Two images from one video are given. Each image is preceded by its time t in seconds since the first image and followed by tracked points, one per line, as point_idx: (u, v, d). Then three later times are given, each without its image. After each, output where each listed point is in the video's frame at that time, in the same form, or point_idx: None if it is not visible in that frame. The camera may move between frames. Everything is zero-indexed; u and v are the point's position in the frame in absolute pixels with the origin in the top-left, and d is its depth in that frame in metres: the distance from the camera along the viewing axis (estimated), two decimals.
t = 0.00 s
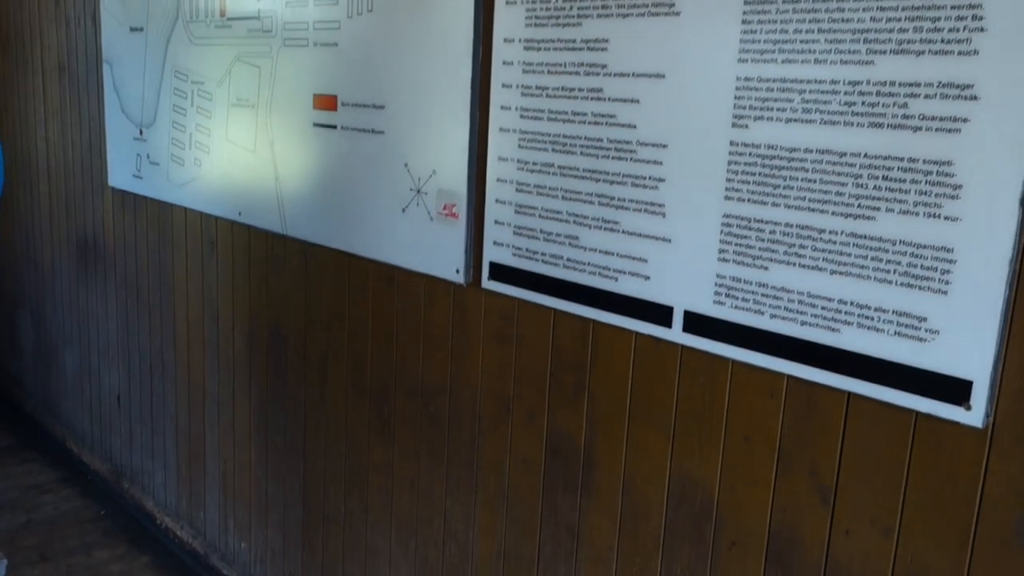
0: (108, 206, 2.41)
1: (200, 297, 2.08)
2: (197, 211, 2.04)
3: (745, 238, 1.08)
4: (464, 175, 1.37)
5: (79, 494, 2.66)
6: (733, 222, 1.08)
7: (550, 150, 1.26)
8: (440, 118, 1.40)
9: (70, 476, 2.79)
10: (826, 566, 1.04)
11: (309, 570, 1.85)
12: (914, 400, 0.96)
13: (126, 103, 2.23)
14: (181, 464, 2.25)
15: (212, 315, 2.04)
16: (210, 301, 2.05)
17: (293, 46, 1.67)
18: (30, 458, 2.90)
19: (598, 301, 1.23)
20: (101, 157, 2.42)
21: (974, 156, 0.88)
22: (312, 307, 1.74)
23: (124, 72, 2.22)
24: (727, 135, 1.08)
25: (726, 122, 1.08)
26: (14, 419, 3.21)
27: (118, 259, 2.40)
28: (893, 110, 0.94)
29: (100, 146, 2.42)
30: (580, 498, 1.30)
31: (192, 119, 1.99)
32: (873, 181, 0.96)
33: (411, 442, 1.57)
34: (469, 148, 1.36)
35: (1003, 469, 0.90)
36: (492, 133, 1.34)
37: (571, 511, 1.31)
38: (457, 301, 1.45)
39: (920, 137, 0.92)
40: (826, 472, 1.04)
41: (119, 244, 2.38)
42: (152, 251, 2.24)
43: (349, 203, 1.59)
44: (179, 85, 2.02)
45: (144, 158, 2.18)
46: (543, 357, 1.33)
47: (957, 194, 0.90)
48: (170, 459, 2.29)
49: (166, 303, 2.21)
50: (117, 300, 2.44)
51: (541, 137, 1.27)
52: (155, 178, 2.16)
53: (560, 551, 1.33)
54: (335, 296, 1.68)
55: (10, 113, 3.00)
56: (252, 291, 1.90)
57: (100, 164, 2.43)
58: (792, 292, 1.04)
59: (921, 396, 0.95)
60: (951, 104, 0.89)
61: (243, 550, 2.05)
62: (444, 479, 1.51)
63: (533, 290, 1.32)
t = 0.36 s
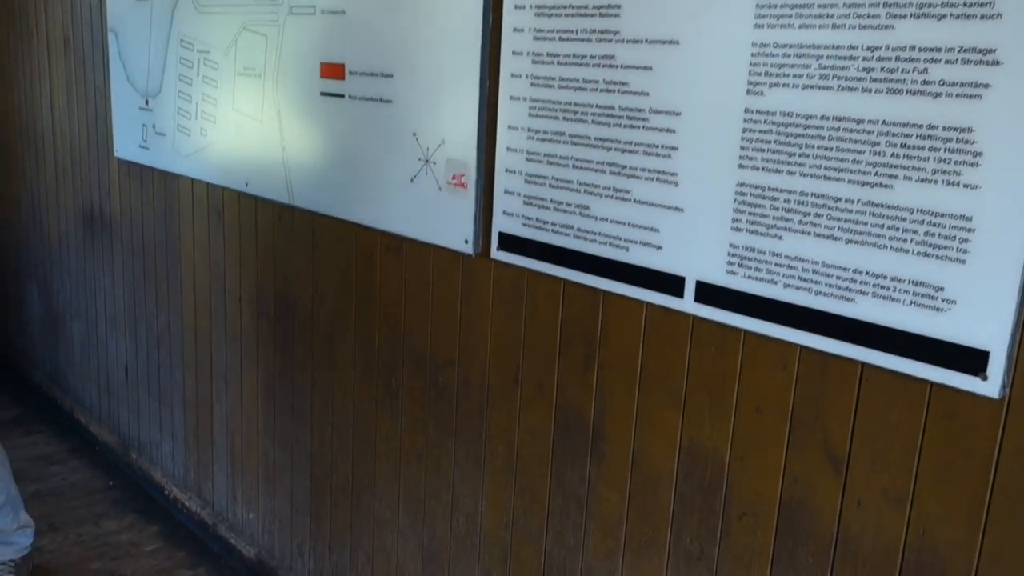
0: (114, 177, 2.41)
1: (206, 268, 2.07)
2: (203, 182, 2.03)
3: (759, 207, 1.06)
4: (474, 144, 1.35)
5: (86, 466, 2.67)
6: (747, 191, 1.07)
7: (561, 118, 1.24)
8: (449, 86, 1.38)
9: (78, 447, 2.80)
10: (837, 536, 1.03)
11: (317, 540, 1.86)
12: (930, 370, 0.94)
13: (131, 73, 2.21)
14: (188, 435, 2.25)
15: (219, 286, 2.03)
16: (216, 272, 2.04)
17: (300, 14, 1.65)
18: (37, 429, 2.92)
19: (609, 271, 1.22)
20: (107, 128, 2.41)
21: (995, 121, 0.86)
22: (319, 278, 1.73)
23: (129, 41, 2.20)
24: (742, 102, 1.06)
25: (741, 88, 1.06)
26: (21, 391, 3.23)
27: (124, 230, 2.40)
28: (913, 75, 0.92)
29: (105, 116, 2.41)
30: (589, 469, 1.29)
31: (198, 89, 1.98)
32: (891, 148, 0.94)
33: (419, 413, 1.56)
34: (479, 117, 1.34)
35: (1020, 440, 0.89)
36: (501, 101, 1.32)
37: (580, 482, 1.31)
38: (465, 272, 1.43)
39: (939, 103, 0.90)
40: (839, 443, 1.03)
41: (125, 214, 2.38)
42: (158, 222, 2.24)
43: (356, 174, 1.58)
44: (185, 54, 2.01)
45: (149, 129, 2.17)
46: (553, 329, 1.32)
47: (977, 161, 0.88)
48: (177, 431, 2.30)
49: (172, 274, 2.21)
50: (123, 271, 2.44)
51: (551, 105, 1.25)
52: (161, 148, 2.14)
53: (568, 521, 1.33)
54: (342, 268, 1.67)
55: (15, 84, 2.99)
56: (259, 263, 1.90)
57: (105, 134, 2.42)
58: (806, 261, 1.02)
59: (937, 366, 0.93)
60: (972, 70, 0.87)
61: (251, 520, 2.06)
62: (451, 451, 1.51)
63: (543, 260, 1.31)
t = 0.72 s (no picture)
0: (117, 132, 2.39)
1: (211, 224, 2.06)
2: (207, 137, 2.01)
3: (774, 160, 1.04)
4: (482, 98, 1.33)
5: (93, 421, 2.69)
6: (761, 145, 1.04)
7: (571, 72, 1.22)
8: (457, 39, 1.35)
9: (85, 402, 2.80)
10: (846, 493, 1.02)
11: (324, 496, 1.87)
12: (945, 327, 0.92)
13: (134, 26, 2.19)
14: (194, 391, 2.26)
15: (224, 242, 2.03)
16: (220, 228, 2.03)
17: None
18: (44, 384, 2.93)
19: (618, 226, 1.20)
20: (109, 81, 2.38)
21: (1019, 71, 0.83)
22: (325, 236, 1.72)
23: None
24: (758, 53, 1.03)
25: (757, 37, 1.03)
26: (25, 345, 3.22)
27: (127, 185, 2.38)
28: (936, 25, 0.89)
29: (107, 70, 2.38)
30: (596, 425, 1.29)
31: (202, 43, 1.96)
32: (910, 100, 0.91)
33: (425, 371, 1.56)
34: (487, 71, 1.32)
35: None
36: (511, 55, 1.29)
37: (587, 438, 1.30)
38: (472, 228, 1.42)
39: (962, 54, 0.87)
40: (851, 399, 1.01)
41: (128, 170, 2.36)
42: (162, 176, 2.22)
43: (362, 129, 1.56)
44: (189, 7, 1.98)
45: (152, 84, 2.15)
46: (561, 287, 1.30)
47: (999, 114, 0.85)
48: (183, 387, 2.31)
49: (177, 229, 2.20)
50: (127, 227, 2.43)
51: (562, 58, 1.23)
52: (164, 103, 2.13)
53: (574, 476, 1.33)
54: (348, 225, 1.66)
55: (16, 38, 2.96)
56: (264, 220, 1.88)
57: (108, 89, 2.40)
58: (820, 216, 1.00)
59: (952, 322, 0.91)
60: (997, 18, 0.84)
61: (258, 476, 2.08)
62: (458, 407, 1.51)
63: (551, 216, 1.29)
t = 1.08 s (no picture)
0: (106, 68, 2.35)
1: (203, 162, 2.03)
2: (198, 72, 1.97)
3: (778, 93, 1.00)
4: (480, 31, 1.29)
5: (88, 360, 2.70)
6: (766, 78, 1.01)
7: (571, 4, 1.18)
8: None
9: (79, 343, 2.81)
10: (843, 431, 1.02)
11: (320, 435, 1.89)
12: (948, 264, 0.90)
13: None
14: (189, 332, 2.26)
15: (217, 181, 2.00)
16: (213, 165, 2.00)
17: None
18: (39, 325, 2.93)
19: (617, 162, 1.18)
20: (98, 15, 2.33)
21: None
22: (319, 175, 1.70)
23: None
24: None
25: None
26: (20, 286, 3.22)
27: (118, 122, 2.35)
28: None
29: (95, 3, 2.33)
30: (592, 365, 1.28)
31: None
32: (921, 29, 0.88)
33: (420, 311, 1.55)
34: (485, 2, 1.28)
35: None
36: None
37: (584, 378, 1.30)
38: (468, 165, 1.39)
39: None
40: (850, 336, 1.00)
41: (119, 105, 2.33)
42: (153, 110, 2.18)
43: (357, 63, 1.53)
44: None
45: (142, 18, 2.10)
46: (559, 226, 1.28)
47: (1012, 43, 0.82)
48: (178, 327, 2.31)
49: (169, 167, 2.17)
50: (119, 166, 2.40)
51: None
52: (155, 38, 2.08)
53: (571, 416, 1.33)
54: (342, 164, 1.63)
55: None
56: (257, 158, 1.86)
57: (97, 23, 2.34)
58: (825, 151, 0.98)
59: (956, 259, 0.90)
60: None
61: (254, 416, 2.09)
62: (454, 347, 1.50)
63: (550, 152, 1.26)
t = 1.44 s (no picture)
0: (88, 9, 2.30)
1: (188, 106, 2.00)
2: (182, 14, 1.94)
3: (773, 31, 0.98)
4: None
5: (77, 309, 2.69)
6: (761, 15, 0.99)
7: None
8: None
9: (67, 292, 2.81)
10: (833, 375, 1.01)
11: (311, 382, 1.89)
12: (942, 205, 0.89)
13: None
14: (178, 280, 2.25)
15: (203, 127, 1.97)
16: (198, 109, 1.98)
17: None
18: (27, 274, 2.92)
19: (608, 103, 1.16)
20: None
21: None
22: (306, 120, 1.67)
23: None
24: None
25: None
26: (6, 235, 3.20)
27: (101, 65, 2.31)
28: None
29: None
30: (583, 311, 1.27)
31: None
32: None
33: (410, 257, 1.54)
34: None
35: None
36: None
37: (574, 324, 1.29)
38: (457, 108, 1.37)
39: None
40: (842, 279, 0.99)
41: (102, 48, 2.28)
42: (137, 53, 2.15)
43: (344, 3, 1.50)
44: None
45: None
46: (550, 172, 1.27)
47: None
48: (167, 275, 2.30)
49: (154, 111, 2.14)
50: (103, 110, 2.36)
51: None
52: None
53: (561, 361, 1.33)
54: (330, 109, 1.61)
55: None
56: (243, 103, 1.83)
57: None
58: (820, 90, 0.96)
59: (951, 200, 0.88)
60: None
61: (244, 364, 2.10)
62: (443, 293, 1.49)
63: (540, 95, 1.24)
